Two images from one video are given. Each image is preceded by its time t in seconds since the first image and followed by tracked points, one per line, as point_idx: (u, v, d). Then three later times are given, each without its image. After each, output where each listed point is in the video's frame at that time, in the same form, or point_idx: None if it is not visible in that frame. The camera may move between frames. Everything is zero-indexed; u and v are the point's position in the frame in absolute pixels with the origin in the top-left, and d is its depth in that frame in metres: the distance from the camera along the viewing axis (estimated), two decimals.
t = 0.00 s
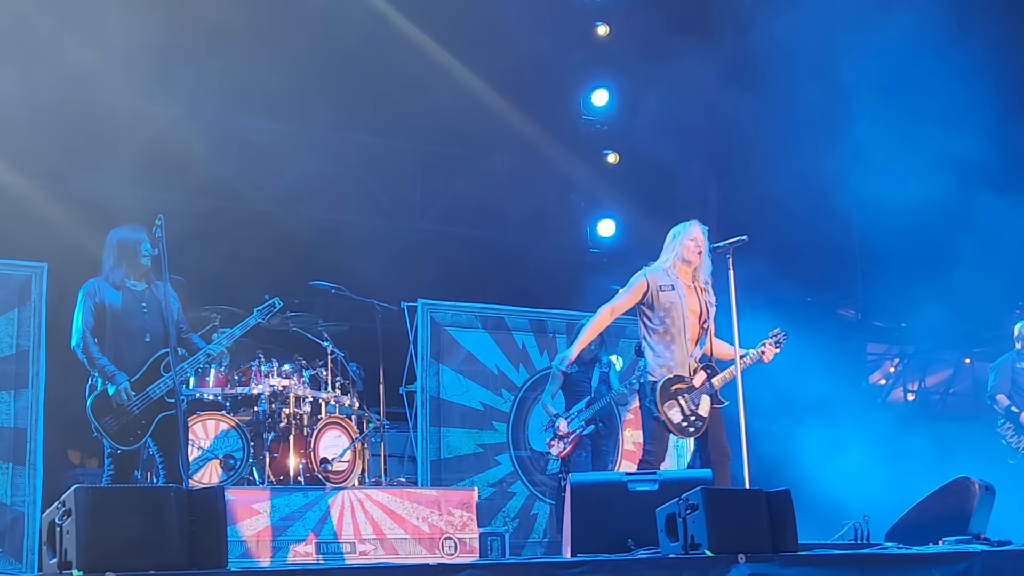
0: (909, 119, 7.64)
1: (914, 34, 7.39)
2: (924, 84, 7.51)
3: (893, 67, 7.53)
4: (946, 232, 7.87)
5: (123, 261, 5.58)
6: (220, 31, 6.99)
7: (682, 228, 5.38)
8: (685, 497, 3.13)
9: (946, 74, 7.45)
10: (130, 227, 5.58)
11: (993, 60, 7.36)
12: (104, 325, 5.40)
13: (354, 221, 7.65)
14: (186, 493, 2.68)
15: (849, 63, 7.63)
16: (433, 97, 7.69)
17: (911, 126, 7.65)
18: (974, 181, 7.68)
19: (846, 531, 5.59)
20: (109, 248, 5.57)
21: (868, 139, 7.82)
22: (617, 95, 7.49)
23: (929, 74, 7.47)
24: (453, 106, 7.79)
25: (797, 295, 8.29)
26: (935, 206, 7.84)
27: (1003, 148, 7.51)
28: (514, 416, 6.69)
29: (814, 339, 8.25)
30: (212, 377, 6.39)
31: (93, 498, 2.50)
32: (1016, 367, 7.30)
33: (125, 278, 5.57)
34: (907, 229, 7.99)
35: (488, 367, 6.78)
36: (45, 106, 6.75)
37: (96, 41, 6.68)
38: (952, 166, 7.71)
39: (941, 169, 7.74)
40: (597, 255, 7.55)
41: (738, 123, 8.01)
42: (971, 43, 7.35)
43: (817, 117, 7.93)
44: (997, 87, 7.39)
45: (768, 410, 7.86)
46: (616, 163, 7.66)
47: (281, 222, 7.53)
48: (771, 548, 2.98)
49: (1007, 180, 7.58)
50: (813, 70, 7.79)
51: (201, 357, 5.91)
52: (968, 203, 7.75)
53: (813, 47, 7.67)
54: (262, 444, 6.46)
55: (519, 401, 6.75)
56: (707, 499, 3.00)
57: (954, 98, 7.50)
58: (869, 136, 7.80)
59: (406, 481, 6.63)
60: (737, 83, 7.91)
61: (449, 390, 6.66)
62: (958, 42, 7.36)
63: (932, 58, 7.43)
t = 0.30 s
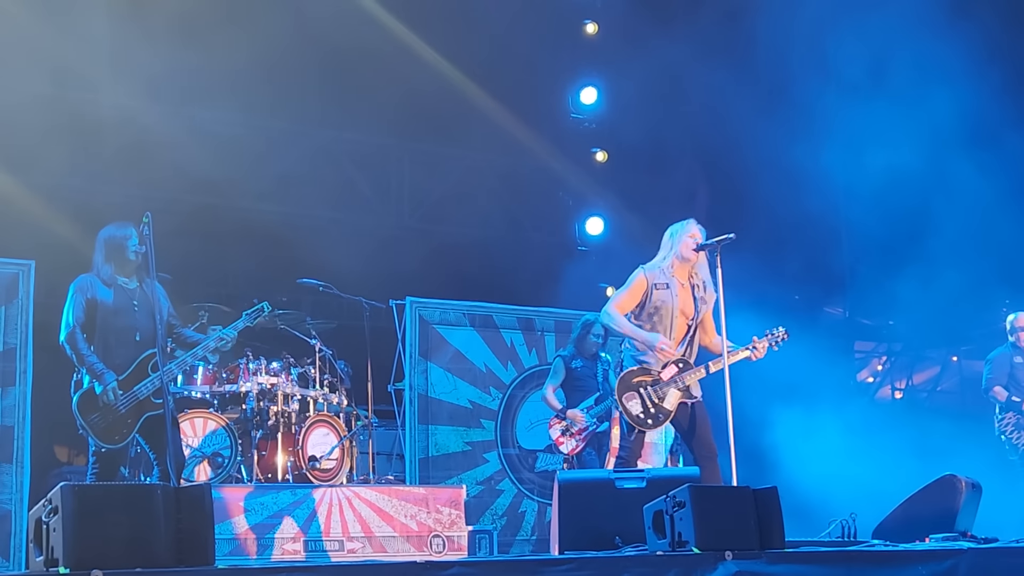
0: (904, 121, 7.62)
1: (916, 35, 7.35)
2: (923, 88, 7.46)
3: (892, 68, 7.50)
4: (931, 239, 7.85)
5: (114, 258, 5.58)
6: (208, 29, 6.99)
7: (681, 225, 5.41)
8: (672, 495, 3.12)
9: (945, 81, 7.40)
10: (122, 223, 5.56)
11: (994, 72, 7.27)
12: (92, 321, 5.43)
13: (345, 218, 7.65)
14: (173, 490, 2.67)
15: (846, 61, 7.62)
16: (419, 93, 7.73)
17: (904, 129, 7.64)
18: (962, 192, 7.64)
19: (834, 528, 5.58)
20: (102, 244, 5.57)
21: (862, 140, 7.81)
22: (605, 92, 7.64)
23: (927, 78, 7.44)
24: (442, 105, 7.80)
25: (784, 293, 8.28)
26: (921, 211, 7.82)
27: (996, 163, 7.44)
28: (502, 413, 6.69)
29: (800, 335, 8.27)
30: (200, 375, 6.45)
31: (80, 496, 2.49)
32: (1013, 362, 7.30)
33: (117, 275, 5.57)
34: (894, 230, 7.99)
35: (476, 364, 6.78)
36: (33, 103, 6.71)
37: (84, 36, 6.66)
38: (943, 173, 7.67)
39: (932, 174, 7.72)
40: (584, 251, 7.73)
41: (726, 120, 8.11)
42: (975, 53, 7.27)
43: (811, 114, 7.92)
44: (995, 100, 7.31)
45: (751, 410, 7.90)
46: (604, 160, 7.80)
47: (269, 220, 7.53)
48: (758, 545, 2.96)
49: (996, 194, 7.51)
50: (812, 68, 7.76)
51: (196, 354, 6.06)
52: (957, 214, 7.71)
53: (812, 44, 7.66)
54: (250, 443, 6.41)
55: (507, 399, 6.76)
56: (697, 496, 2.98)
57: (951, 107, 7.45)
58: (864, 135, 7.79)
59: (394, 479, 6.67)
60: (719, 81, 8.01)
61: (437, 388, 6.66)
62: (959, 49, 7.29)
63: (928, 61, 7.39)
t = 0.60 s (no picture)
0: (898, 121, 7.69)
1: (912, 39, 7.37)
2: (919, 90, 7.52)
3: (890, 71, 7.54)
4: (926, 235, 7.96)
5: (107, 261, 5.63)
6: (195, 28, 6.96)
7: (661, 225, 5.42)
8: (661, 493, 3.12)
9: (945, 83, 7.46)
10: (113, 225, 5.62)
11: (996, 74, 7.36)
12: (86, 323, 5.48)
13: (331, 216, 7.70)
14: (161, 491, 2.67)
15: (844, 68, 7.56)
16: (408, 93, 7.70)
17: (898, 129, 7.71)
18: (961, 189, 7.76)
19: (822, 526, 5.59)
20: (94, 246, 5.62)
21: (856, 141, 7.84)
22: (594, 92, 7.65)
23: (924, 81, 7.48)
24: (432, 104, 7.80)
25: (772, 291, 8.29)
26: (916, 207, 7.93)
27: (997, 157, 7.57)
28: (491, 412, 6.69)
29: (789, 334, 8.27)
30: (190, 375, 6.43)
31: (68, 495, 2.48)
32: (1004, 362, 7.30)
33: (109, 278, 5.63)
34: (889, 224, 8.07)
35: (465, 363, 6.78)
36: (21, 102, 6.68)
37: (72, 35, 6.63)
38: (938, 169, 7.77)
39: (927, 170, 7.81)
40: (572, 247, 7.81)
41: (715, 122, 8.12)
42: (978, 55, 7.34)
43: (802, 114, 7.91)
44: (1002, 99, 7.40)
45: (740, 409, 7.91)
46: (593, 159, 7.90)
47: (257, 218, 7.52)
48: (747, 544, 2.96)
49: (997, 189, 7.66)
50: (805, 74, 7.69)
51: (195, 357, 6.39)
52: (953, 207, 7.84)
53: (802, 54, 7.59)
54: (238, 442, 6.42)
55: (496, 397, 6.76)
56: (686, 496, 2.98)
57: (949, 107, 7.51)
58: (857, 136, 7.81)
59: (384, 476, 6.70)
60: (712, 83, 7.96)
61: (426, 387, 6.66)
62: (962, 55, 7.36)
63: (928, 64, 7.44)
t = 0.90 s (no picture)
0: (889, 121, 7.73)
1: (903, 38, 7.42)
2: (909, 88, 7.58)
3: (881, 72, 7.59)
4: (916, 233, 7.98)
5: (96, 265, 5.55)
6: (182, 26, 6.93)
7: (655, 226, 5.38)
8: (648, 493, 3.11)
9: (933, 80, 7.51)
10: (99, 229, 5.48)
11: (986, 75, 7.41)
12: (82, 331, 5.49)
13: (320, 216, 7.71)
14: (147, 491, 2.66)
15: (833, 66, 7.61)
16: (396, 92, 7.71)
17: (889, 128, 7.76)
18: (949, 188, 7.81)
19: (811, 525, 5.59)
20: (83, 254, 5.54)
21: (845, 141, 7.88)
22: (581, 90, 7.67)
23: (913, 79, 7.55)
24: (419, 103, 7.80)
25: (761, 292, 8.27)
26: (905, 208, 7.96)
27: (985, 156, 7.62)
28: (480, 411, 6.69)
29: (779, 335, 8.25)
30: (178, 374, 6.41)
31: (54, 496, 2.46)
32: (988, 360, 7.33)
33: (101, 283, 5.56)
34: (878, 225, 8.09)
35: (454, 363, 6.78)
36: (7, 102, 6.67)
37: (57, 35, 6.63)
38: (926, 167, 7.79)
39: (915, 168, 7.83)
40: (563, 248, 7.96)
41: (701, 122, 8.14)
42: (966, 56, 7.40)
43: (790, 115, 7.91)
44: (991, 102, 7.44)
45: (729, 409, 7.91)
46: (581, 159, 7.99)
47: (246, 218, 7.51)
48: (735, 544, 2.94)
49: (985, 191, 7.73)
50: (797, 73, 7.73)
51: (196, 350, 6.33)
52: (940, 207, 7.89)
53: (793, 50, 7.64)
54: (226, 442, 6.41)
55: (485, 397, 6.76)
56: (674, 495, 2.97)
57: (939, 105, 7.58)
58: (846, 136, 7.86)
59: (372, 476, 6.69)
60: (699, 81, 7.97)
61: (415, 386, 6.66)
62: (952, 57, 7.42)
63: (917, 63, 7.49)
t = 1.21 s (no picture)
0: (882, 127, 7.79)
1: (899, 49, 7.41)
2: (903, 96, 7.62)
3: (869, 72, 7.60)
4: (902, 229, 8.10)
5: (87, 267, 5.56)
6: (172, 27, 6.93)
7: (646, 227, 5.39)
8: (637, 494, 3.06)
9: (928, 92, 7.55)
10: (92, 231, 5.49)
11: (976, 81, 7.46)
12: (69, 329, 5.48)
13: (311, 218, 7.71)
14: (135, 491, 2.55)
15: (826, 72, 7.63)
16: (385, 91, 7.74)
17: (882, 134, 7.82)
18: (939, 192, 7.88)
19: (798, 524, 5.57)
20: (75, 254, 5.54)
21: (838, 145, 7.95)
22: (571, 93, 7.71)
23: (908, 88, 7.58)
24: (410, 104, 7.82)
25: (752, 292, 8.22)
26: (895, 211, 8.09)
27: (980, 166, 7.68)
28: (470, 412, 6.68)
29: (767, 335, 8.20)
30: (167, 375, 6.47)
31: (41, 498, 2.34)
32: (976, 361, 7.35)
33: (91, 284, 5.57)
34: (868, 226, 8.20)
35: (443, 364, 6.78)
36: None
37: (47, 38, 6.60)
38: (914, 165, 7.84)
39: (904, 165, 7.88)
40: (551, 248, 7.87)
41: (693, 122, 8.11)
42: (955, 57, 7.39)
43: (779, 115, 7.93)
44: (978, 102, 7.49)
45: (718, 409, 7.94)
46: (572, 160, 7.89)
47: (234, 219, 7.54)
48: (723, 544, 2.83)
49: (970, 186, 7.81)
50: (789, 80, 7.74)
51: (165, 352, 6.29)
52: (928, 208, 8.00)
53: (787, 61, 7.64)
54: (215, 443, 6.39)
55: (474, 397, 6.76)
56: (660, 495, 2.88)
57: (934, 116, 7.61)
58: (839, 142, 7.93)
59: (361, 477, 6.69)
60: (692, 81, 7.94)
61: (405, 387, 6.66)
62: (942, 58, 7.40)
63: (911, 74, 7.51)
